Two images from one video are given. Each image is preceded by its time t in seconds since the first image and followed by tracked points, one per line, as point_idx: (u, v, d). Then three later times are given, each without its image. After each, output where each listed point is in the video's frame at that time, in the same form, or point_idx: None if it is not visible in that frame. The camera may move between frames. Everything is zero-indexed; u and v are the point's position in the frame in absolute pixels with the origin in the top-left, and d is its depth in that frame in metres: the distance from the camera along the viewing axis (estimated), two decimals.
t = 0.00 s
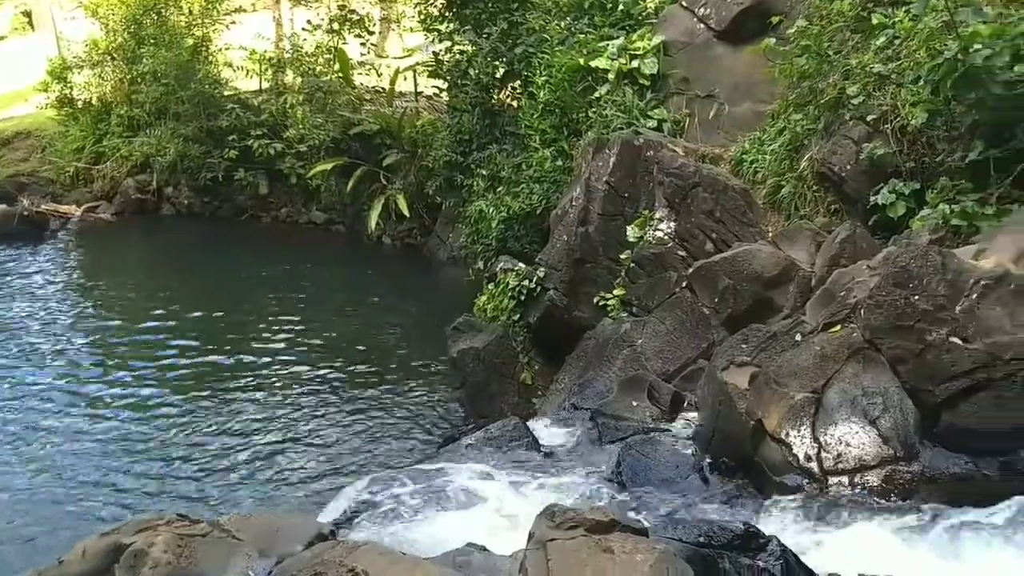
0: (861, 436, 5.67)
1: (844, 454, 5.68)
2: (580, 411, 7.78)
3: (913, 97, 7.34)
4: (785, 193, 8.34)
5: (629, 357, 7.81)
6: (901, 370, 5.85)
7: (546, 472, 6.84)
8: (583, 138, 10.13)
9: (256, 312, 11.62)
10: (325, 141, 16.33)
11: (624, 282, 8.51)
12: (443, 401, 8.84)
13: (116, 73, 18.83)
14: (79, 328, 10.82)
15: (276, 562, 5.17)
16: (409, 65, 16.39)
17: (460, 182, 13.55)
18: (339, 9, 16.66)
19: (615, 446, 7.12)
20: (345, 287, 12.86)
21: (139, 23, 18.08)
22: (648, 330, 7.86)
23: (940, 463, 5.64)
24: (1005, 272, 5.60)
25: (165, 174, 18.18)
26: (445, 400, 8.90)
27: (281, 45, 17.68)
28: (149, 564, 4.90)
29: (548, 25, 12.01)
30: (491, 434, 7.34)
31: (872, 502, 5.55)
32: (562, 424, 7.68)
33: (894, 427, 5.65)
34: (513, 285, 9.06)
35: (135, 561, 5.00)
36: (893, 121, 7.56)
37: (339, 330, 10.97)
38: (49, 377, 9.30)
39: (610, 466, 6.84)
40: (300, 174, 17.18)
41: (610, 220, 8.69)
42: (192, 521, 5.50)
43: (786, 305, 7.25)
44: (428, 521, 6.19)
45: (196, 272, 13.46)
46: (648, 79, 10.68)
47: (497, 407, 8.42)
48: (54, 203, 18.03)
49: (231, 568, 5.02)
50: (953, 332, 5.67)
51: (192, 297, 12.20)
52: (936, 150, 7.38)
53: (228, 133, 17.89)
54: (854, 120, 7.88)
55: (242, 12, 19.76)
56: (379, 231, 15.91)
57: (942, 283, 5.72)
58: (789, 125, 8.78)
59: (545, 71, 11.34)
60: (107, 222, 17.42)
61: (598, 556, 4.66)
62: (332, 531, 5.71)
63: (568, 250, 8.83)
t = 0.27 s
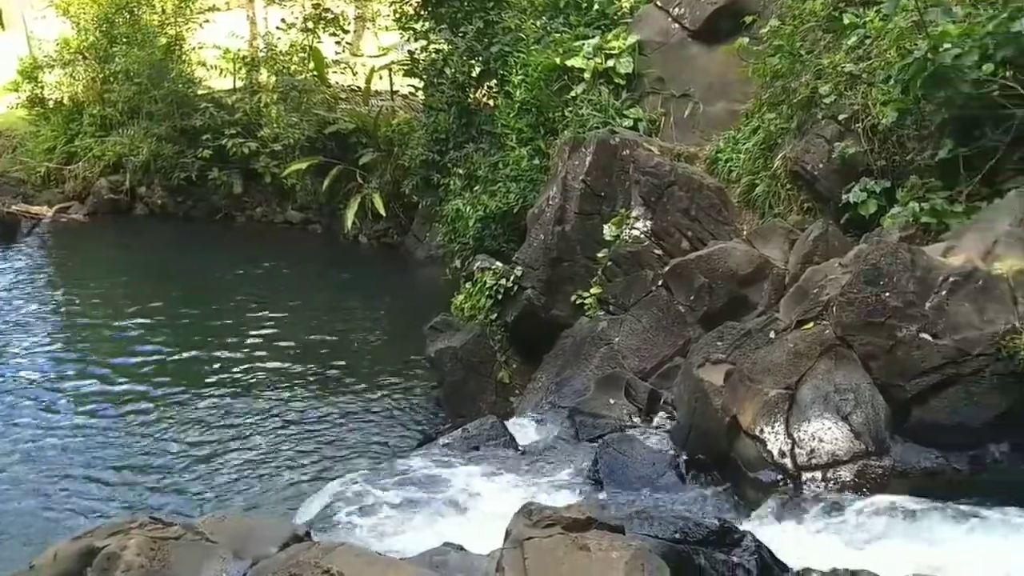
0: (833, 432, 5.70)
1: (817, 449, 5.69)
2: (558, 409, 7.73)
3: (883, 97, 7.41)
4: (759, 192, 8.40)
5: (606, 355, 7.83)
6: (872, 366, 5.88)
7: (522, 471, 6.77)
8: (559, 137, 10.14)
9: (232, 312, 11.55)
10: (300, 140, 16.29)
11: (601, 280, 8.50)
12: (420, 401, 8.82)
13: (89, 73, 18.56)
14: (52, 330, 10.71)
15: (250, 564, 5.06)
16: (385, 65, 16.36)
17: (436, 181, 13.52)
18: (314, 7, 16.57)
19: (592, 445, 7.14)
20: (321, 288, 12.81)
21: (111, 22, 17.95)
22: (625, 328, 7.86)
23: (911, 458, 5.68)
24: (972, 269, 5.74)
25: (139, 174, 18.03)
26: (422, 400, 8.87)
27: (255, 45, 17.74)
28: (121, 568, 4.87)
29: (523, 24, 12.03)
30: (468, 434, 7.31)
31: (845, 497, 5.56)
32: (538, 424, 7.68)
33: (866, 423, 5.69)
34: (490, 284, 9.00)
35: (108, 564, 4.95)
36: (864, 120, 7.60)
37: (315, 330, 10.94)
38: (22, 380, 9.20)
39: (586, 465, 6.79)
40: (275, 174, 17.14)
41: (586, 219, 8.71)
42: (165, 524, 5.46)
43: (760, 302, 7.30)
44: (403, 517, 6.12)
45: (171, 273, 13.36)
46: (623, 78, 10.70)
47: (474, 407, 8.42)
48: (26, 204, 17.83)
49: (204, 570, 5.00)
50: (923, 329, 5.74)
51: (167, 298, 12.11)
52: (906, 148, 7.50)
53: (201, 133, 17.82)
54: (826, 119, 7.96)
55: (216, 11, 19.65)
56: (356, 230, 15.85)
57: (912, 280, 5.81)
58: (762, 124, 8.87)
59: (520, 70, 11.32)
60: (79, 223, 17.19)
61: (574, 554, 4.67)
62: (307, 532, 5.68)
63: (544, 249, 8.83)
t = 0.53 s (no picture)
0: (806, 427, 5.73)
1: (790, 445, 5.72)
2: (535, 408, 7.74)
3: (854, 96, 7.50)
4: (733, 191, 8.46)
5: (583, 353, 7.86)
6: (844, 362, 5.90)
7: (499, 468, 6.77)
8: (535, 136, 10.15)
9: (207, 313, 11.47)
10: (275, 138, 16.21)
11: (577, 279, 8.52)
12: (397, 401, 8.80)
13: (59, 72, 18.51)
14: (23, 332, 10.59)
15: (226, 566, 5.07)
16: (360, 63, 16.30)
17: (412, 180, 13.49)
18: (288, 6, 16.49)
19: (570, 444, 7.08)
20: (297, 288, 12.75)
21: (83, 20, 17.84)
22: (602, 327, 7.89)
23: (882, 453, 5.70)
24: (941, 266, 5.77)
25: (111, 174, 17.85)
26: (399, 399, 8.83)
27: (229, 44, 17.75)
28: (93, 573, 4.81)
29: (499, 23, 12.04)
30: (446, 432, 7.34)
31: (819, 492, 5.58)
32: (514, 425, 7.64)
33: (839, 418, 5.73)
34: (467, 283, 9.11)
35: (79, 569, 4.90)
36: (835, 119, 7.69)
37: (291, 330, 10.90)
38: None
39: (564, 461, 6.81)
40: (249, 173, 17.06)
41: (564, 217, 8.72)
42: (138, 528, 5.41)
43: (735, 300, 7.34)
44: (378, 516, 6.08)
45: (145, 274, 13.25)
46: (599, 77, 10.77)
47: (452, 407, 8.37)
48: None
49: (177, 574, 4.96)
50: (893, 325, 5.78)
51: (141, 299, 12.00)
52: (877, 148, 7.57)
53: (175, 132, 17.70)
54: (799, 118, 8.03)
55: (188, 9, 19.51)
56: (331, 229, 15.88)
57: (883, 278, 5.88)
58: (737, 123, 8.91)
59: (496, 70, 11.29)
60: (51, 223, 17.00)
61: (551, 552, 4.68)
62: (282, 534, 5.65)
63: (521, 248, 8.85)
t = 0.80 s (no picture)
0: (783, 424, 5.76)
1: (768, 442, 5.74)
2: (516, 407, 7.67)
3: (830, 95, 7.60)
4: (712, 190, 8.47)
5: (564, 352, 7.82)
6: (820, 359, 5.93)
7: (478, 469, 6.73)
8: (514, 135, 10.17)
9: (185, 314, 11.41)
10: (252, 138, 16.14)
11: (557, 278, 8.51)
12: (377, 401, 8.78)
13: (32, 71, 18.33)
14: None
15: (202, 569, 5.01)
16: (338, 62, 16.23)
17: (392, 179, 13.45)
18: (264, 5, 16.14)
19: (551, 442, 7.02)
20: (275, 287, 12.71)
21: (57, 18, 17.76)
22: (582, 326, 7.89)
23: (858, 448, 5.75)
24: (915, 263, 5.83)
25: (86, 175, 17.70)
26: (378, 399, 8.81)
27: (205, 42, 17.66)
28: None
29: (477, 21, 12.02)
30: (426, 432, 7.33)
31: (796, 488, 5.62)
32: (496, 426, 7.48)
33: (815, 414, 5.77)
34: (446, 283, 9.08)
35: (54, 572, 4.85)
36: (812, 119, 7.74)
37: (269, 330, 10.88)
38: None
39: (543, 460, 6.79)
40: (226, 173, 16.99)
41: (544, 216, 8.70)
42: (115, 531, 5.37)
43: (715, 298, 7.32)
44: (357, 516, 6.07)
45: (121, 275, 13.17)
46: (577, 77, 10.81)
47: (435, 406, 8.39)
48: None
49: None
50: (868, 322, 5.81)
51: (118, 300, 11.93)
52: (852, 147, 7.65)
53: (150, 132, 17.58)
54: (775, 117, 8.09)
55: (164, 7, 19.40)
56: (309, 229, 15.90)
57: (858, 275, 5.90)
58: (714, 123, 8.93)
59: (475, 69, 11.24)
60: (25, 224, 16.89)
61: (530, 551, 4.49)
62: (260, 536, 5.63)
63: (501, 247, 8.82)
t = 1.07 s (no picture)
0: (755, 420, 5.79)
1: (740, 438, 5.78)
2: (490, 406, 7.70)
3: (799, 95, 7.61)
4: (684, 188, 8.49)
5: (538, 351, 7.82)
6: (791, 356, 5.95)
7: (452, 470, 6.68)
8: (487, 134, 10.18)
9: (156, 315, 11.31)
10: (223, 137, 16.03)
11: (531, 276, 8.53)
12: (350, 402, 8.74)
13: None
14: None
15: (172, 572, 4.96)
16: (309, 60, 16.14)
17: (364, 178, 13.40)
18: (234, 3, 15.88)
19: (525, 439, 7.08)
20: (247, 288, 12.64)
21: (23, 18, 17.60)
22: (556, 324, 7.88)
23: (828, 444, 5.77)
24: (881, 261, 5.87)
25: (54, 175, 17.50)
26: (352, 400, 8.77)
27: (174, 41, 17.51)
28: None
29: (450, 20, 12.00)
30: (400, 433, 7.30)
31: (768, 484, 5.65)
32: (470, 422, 7.56)
33: (786, 411, 5.78)
34: (421, 282, 9.06)
35: None
36: (782, 118, 7.82)
37: (241, 330, 10.83)
38: None
39: (517, 461, 6.72)
40: (197, 172, 16.86)
41: (518, 215, 8.70)
42: (83, 534, 5.29)
43: (687, 296, 7.34)
44: (330, 518, 6.04)
45: (91, 276, 13.02)
46: (550, 75, 10.76)
47: (409, 406, 8.35)
48: None
49: None
50: (838, 319, 5.83)
51: (87, 301, 11.80)
52: (821, 147, 7.68)
53: (119, 131, 17.40)
54: (746, 117, 8.16)
55: (132, 5, 19.22)
56: (281, 229, 15.89)
57: (826, 273, 5.92)
58: (686, 122, 8.92)
59: (447, 67, 11.29)
60: None
61: (504, 549, 4.36)
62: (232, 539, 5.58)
63: (475, 246, 8.84)
